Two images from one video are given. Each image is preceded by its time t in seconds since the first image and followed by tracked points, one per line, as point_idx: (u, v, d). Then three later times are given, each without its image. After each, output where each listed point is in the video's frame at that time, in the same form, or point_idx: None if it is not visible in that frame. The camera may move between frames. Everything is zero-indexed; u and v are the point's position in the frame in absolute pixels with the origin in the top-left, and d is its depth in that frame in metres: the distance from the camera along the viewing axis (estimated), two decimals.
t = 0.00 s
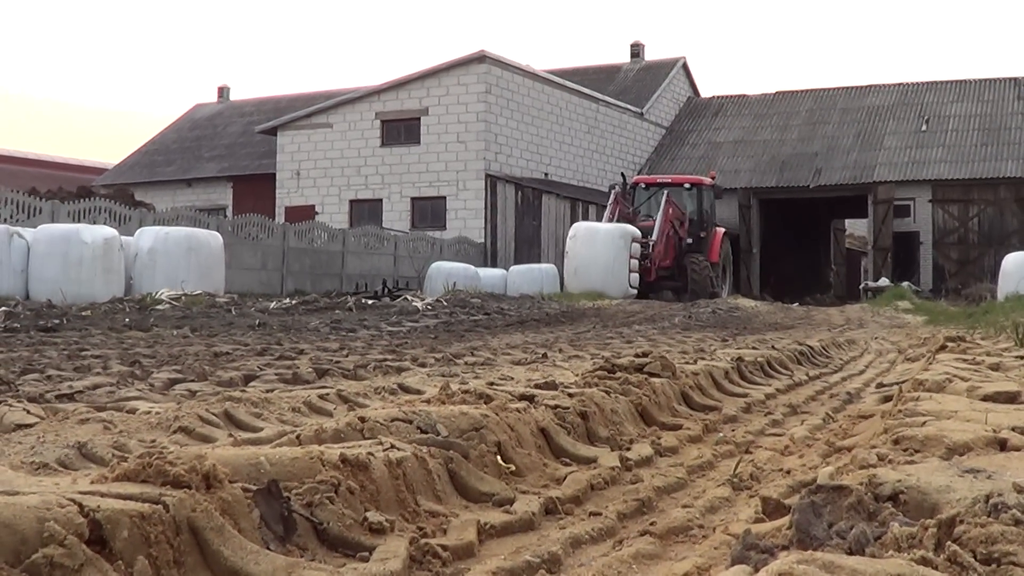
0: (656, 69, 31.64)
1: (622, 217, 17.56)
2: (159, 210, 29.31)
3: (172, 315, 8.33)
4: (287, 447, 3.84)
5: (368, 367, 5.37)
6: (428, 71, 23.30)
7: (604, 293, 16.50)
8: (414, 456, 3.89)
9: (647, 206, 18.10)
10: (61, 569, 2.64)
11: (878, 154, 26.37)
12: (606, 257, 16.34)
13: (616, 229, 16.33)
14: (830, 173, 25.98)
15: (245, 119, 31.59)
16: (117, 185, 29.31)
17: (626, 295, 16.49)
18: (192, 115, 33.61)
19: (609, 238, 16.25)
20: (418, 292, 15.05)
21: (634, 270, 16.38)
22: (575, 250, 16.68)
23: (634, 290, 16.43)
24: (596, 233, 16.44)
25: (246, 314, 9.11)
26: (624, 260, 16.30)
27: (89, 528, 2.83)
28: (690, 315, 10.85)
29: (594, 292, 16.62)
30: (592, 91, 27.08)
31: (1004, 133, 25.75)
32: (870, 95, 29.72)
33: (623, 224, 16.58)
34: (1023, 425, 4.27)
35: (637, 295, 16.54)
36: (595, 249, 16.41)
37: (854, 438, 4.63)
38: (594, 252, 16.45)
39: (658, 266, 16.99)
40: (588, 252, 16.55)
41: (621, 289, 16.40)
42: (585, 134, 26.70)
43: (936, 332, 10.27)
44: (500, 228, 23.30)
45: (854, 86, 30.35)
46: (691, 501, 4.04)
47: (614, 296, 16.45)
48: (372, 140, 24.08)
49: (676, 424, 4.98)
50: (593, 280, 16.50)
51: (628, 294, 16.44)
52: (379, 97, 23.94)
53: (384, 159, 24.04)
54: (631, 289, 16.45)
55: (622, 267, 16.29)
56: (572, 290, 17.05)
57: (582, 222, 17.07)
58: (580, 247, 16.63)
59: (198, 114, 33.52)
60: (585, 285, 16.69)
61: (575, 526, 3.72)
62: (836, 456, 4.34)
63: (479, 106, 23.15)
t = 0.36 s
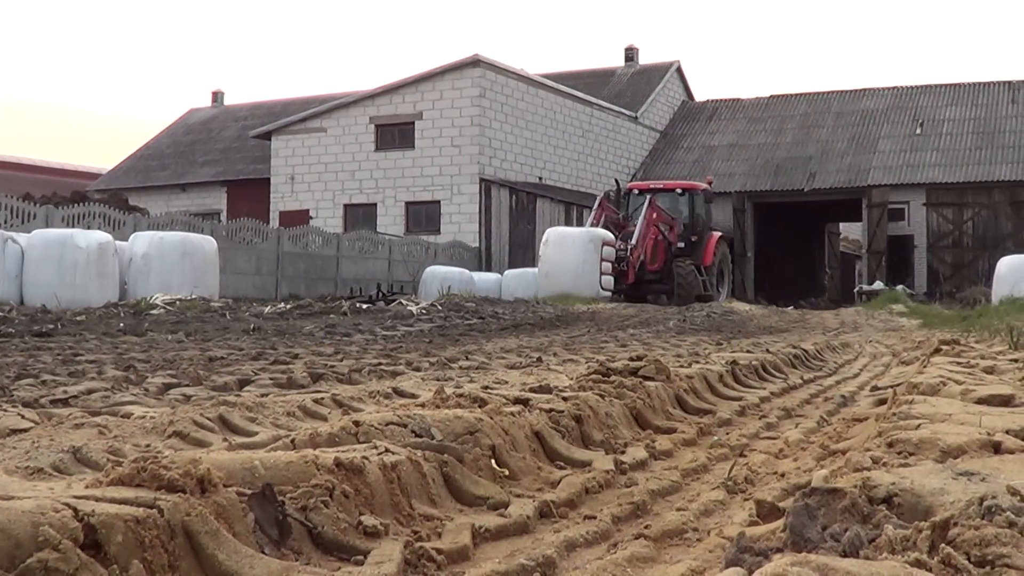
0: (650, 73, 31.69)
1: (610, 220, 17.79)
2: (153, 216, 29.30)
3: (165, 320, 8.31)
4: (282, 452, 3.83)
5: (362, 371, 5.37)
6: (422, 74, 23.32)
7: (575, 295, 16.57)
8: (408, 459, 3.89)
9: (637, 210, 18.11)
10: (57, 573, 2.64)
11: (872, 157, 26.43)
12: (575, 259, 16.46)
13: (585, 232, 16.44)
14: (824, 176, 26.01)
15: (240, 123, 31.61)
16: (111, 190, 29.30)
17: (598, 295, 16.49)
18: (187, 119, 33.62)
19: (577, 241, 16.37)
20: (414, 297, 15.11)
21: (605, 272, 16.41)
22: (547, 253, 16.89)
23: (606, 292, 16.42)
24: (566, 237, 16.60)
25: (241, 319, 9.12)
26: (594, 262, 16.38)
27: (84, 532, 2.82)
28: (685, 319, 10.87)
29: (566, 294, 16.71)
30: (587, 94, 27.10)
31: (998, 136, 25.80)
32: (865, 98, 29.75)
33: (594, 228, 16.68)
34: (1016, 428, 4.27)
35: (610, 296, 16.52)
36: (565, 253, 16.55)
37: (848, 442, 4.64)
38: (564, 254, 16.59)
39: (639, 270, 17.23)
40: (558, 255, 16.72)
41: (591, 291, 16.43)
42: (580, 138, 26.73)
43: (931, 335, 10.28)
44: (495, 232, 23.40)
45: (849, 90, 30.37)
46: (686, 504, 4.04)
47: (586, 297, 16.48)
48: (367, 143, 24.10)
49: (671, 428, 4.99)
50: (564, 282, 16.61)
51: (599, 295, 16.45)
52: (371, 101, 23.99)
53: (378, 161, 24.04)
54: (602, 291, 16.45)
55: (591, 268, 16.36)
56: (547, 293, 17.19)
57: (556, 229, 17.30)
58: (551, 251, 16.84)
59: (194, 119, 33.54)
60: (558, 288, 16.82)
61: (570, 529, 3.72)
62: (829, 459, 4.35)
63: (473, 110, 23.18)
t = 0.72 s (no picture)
0: (651, 69, 31.71)
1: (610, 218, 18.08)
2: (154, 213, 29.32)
3: (168, 317, 8.31)
4: (285, 446, 3.82)
5: (364, 367, 5.37)
6: (423, 71, 23.33)
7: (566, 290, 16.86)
8: (411, 454, 3.88)
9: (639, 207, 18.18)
10: (60, 567, 2.63)
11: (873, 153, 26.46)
12: (566, 255, 16.76)
13: (576, 229, 16.74)
14: (826, 172, 26.06)
15: (241, 121, 31.64)
16: (112, 188, 29.37)
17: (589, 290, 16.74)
18: (187, 116, 33.65)
19: (569, 238, 16.67)
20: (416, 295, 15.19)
21: (597, 269, 16.68)
22: (540, 250, 17.22)
23: (598, 287, 16.66)
24: (558, 233, 16.93)
25: (243, 316, 9.13)
26: (584, 257, 16.65)
27: (87, 525, 2.81)
28: (687, 315, 10.87)
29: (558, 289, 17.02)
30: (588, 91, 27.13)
31: (999, 132, 25.83)
32: (867, 93, 29.79)
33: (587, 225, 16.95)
34: (1020, 421, 4.27)
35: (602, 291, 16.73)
36: (558, 250, 16.87)
37: (851, 436, 4.63)
38: (555, 250, 16.91)
39: (636, 266, 17.28)
40: (550, 251, 17.05)
41: (582, 286, 16.69)
42: (581, 134, 26.76)
43: (932, 331, 10.29)
44: (497, 229, 23.39)
45: (850, 86, 30.40)
46: (688, 498, 4.03)
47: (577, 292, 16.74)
48: (368, 140, 24.12)
49: (673, 422, 4.99)
50: (556, 277, 16.93)
51: (590, 290, 16.69)
52: (372, 98, 24.01)
53: (378, 158, 24.08)
54: (593, 286, 16.69)
55: (581, 264, 16.63)
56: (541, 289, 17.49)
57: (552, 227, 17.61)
58: (544, 248, 17.16)
59: (194, 116, 33.57)
60: (551, 283, 17.12)
61: (572, 523, 3.72)
62: (832, 453, 4.35)
63: (474, 106, 23.20)
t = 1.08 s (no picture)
0: (655, 61, 31.66)
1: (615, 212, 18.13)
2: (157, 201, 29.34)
3: (170, 305, 8.31)
4: (286, 434, 3.83)
5: (366, 357, 5.38)
6: (427, 62, 23.29)
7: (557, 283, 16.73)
8: (412, 443, 3.88)
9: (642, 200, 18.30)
10: (61, 552, 2.62)
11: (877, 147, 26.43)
12: (559, 248, 16.61)
13: (570, 223, 16.62)
14: (829, 165, 26.03)
15: (244, 110, 31.60)
16: (116, 177, 29.35)
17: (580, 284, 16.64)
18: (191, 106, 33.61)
19: (562, 231, 16.53)
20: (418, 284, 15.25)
21: (590, 262, 16.71)
22: (533, 242, 17.05)
23: (591, 280, 16.63)
24: (551, 226, 16.77)
25: (245, 305, 9.13)
26: (578, 251, 16.55)
27: (88, 512, 2.81)
28: (689, 307, 10.87)
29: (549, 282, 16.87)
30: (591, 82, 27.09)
31: (1003, 127, 25.81)
32: (870, 87, 29.76)
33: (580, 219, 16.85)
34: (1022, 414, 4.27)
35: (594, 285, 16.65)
36: (550, 242, 16.70)
37: (852, 428, 4.64)
38: (548, 243, 16.76)
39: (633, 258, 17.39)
40: (542, 243, 16.88)
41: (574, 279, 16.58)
42: (584, 126, 26.74)
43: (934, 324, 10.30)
44: (500, 220, 23.44)
45: (854, 78, 30.37)
46: (690, 489, 4.03)
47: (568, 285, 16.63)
48: (371, 130, 24.09)
49: (674, 413, 4.99)
50: (548, 269, 16.76)
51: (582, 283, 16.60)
52: (376, 89, 23.96)
53: (381, 149, 24.06)
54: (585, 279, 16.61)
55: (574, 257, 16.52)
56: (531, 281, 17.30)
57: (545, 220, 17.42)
58: (537, 240, 16.98)
59: (197, 106, 33.52)
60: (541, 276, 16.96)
61: (573, 513, 3.72)
62: (833, 445, 4.35)
63: (477, 97, 23.17)
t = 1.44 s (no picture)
0: (658, 57, 31.62)
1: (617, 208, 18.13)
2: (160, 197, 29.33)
3: (174, 302, 8.29)
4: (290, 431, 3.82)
5: (370, 353, 5.37)
6: (430, 58, 23.26)
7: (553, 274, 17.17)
8: (416, 439, 3.88)
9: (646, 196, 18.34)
10: (67, 549, 2.61)
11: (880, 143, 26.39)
12: (552, 240, 17.08)
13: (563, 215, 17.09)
14: (832, 161, 25.99)
15: (247, 106, 31.56)
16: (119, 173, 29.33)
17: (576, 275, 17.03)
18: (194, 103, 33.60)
19: (556, 224, 17.02)
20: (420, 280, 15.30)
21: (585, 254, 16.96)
22: (529, 236, 17.56)
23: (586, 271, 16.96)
24: (547, 221, 17.28)
25: (248, 301, 9.12)
26: (572, 243, 16.96)
27: (92, 509, 2.81)
28: (692, 303, 10.86)
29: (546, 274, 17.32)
30: (594, 78, 27.06)
31: (1006, 123, 25.79)
32: (874, 83, 29.73)
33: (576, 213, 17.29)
34: None
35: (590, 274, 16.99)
36: (545, 236, 17.21)
37: (856, 424, 4.64)
38: (543, 236, 17.25)
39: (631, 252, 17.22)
40: (538, 237, 17.38)
41: (569, 269, 16.98)
42: (587, 121, 26.72)
43: (937, 321, 10.29)
44: (501, 215, 23.39)
45: (857, 75, 30.34)
46: (694, 486, 4.03)
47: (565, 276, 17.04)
48: (374, 127, 24.07)
49: (678, 409, 5.00)
50: (544, 261, 17.23)
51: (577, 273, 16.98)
52: (380, 85, 23.92)
53: (384, 145, 24.05)
54: (580, 269, 16.97)
55: (568, 248, 16.94)
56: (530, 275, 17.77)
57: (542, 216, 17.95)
58: (533, 235, 17.50)
59: (201, 102, 33.49)
60: (539, 269, 17.42)
61: (577, 510, 3.72)
62: (837, 442, 4.35)
63: (481, 94, 23.16)
